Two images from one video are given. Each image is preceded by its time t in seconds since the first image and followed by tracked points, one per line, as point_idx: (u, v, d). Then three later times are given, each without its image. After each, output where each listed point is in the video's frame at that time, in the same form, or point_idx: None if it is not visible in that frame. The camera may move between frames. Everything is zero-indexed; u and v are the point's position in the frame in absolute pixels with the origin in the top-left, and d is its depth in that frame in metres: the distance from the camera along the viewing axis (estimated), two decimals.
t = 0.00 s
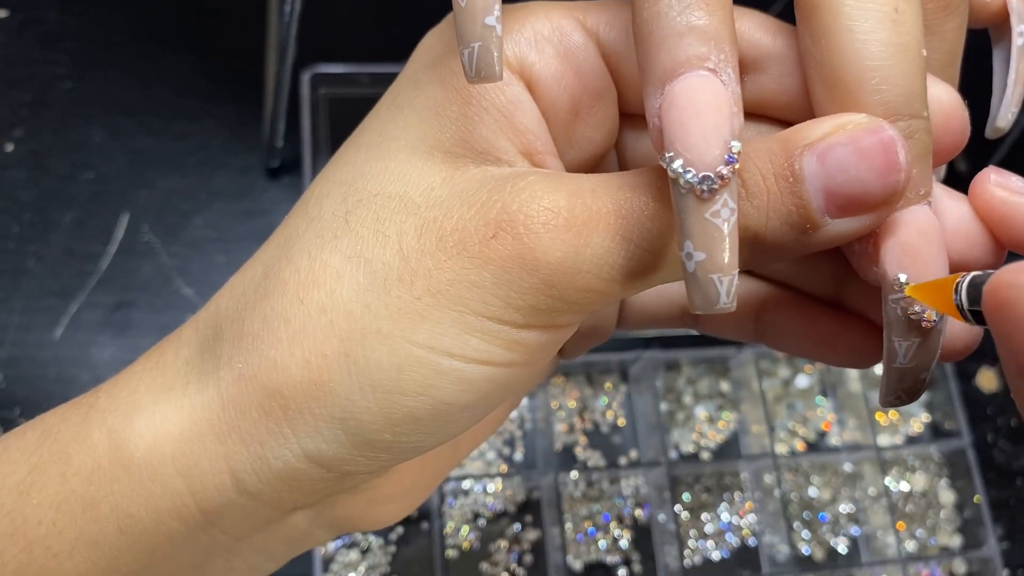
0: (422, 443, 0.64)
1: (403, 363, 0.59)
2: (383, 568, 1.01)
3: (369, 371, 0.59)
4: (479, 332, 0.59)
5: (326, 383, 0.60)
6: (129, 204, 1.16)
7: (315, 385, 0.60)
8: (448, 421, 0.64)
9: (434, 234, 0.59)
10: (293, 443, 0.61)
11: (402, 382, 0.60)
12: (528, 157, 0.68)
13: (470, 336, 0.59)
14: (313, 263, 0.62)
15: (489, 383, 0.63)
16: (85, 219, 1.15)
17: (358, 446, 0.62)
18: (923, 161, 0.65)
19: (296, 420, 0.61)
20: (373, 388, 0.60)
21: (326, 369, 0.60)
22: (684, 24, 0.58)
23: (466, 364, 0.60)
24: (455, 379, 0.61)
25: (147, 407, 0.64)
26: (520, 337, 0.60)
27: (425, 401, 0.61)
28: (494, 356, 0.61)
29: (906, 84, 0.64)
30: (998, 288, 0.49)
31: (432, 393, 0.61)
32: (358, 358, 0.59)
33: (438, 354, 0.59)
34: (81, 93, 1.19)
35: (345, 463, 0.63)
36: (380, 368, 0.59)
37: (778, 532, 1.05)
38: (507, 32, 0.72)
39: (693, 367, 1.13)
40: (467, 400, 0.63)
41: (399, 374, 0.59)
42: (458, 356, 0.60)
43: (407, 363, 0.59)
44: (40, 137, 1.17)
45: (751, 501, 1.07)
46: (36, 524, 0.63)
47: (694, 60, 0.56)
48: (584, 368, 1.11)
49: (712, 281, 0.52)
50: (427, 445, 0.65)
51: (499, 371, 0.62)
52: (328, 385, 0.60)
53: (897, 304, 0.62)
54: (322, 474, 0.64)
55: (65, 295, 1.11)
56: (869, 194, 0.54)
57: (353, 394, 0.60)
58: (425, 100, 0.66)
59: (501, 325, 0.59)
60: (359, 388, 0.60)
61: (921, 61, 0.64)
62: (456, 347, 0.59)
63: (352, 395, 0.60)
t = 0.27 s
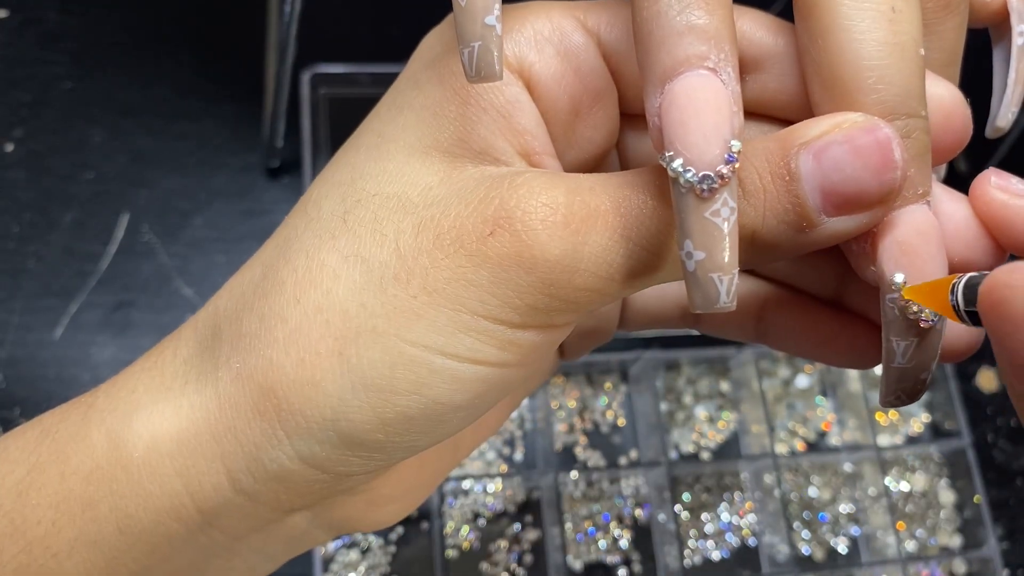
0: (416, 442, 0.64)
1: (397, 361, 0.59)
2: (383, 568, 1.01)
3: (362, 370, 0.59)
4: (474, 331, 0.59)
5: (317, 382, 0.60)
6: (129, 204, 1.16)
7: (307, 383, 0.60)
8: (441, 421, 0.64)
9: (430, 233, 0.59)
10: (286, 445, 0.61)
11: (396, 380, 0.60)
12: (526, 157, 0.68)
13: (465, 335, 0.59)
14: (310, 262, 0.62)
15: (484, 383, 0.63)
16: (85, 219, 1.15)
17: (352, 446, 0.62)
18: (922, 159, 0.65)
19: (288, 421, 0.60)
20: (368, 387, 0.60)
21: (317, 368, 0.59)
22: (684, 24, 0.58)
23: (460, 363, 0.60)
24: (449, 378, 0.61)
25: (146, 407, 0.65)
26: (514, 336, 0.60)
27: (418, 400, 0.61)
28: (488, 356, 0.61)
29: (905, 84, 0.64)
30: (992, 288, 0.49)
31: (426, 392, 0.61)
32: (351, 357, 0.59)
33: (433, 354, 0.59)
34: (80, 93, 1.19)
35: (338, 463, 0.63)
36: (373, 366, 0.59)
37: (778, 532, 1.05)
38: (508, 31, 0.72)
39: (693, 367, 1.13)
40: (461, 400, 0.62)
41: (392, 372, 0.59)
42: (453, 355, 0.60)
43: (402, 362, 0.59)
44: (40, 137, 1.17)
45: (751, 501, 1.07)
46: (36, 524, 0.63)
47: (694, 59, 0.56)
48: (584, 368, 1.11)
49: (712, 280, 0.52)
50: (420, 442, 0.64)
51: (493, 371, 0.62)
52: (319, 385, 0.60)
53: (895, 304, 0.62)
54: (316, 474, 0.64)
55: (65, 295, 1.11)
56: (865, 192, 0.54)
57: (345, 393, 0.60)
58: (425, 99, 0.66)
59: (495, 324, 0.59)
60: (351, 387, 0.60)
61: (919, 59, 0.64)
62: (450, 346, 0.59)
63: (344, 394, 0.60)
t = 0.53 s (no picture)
0: (416, 442, 0.64)
1: (397, 361, 0.59)
2: (383, 568, 1.01)
3: (362, 370, 0.59)
4: (473, 331, 0.59)
5: (317, 382, 0.60)
6: (129, 204, 1.16)
7: (305, 383, 0.60)
8: (440, 421, 0.64)
9: (430, 233, 0.59)
10: (287, 445, 0.61)
11: (395, 380, 0.60)
12: (525, 157, 0.68)
13: (464, 336, 0.59)
14: (309, 262, 0.62)
15: (483, 383, 0.63)
16: (85, 219, 1.15)
17: (352, 446, 0.62)
18: (922, 159, 0.65)
19: (288, 421, 0.60)
20: (367, 388, 0.60)
21: (317, 368, 0.59)
22: (684, 24, 0.58)
23: (459, 363, 0.60)
24: (449, 378, 0.61)
25: (145, 407, 0.65)
26: (514, 336, 0.60)
27: (418, 400, 0.61)
28: (487, 356, 0.61)
29: (905, 84, 0.64)
30: (999, 273, 0.48)
31: (425, 392, 0.61)
32: (351, 357, 0.59)
33: (432, 354, 0.59)
34: (80, 93, 1.19)
35: (338, 463, 0.63)
36: (373, 366, 0.59)
37: (778, 532, 1.05)
38: (508, 31, 0.72)
39: (693, 367, 1.13)
40: (461, 400, 0.62)
41: (391, 372, 0.59)
42: (452, 355, 0.60)
43: (401, 362, 0.59)
44: (40, 137, 1.16)
45: (751, 501, 1.07)
46: (35, 524, 0.63)
47: (694, 60, 0.56)
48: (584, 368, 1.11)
49: (712, 281, 0.52)
50: (421, 444, 0.65)
51: (493, 371, 0.62)
52: (318, 384, 0.60)
53: (894, 304, 0.62)
54: (315, 475, 0.64)
55: (65, 295, 1.11)
56: (866, 191, 0.54)
57: (345, 394, 0.60)
58: (425, 100, 0.66)
59: (494, 324, 0.59)
60: (351, 388, 0.60)
61: (918, 58, 0.64)
62: (450, 346, 0.59)
63: (344, 395, 0.60)
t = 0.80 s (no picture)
0: (415, 442, 0.64)
1: (396, 361, 0.59)
2: (383, 568, 1.01)
3: (361, 370, 0.59)
4: (473, 331, 0.59)
5: (317, 383, 0.60)
6: (129, 204, 1.16)
7: (305, 384, 0.60)
8: (439, 421, 0.63)
9: (430, 233, 0.59)
10: (287, 445, 0.61)
11: (395, 380, 0.60)
12: (526, 157, 0.68)
13: (464, 335, 0.59)
14: (309, 262, 0.62)
15: (482, 383, 0.63)
16: (86, 219, 1.15)
17: (351, 446, 0.62)
18: (922, 158, 0.65)
19: (287, 421, 0.61)
20: (366, 388, 0.60)
21: (316, 368, 0.59)
22: (684, 24, 0.58)
23: (459, 363, 0.60)
24: (448, 378, 0.61)
25: (145, 407, 0.65)
26: (513, 336, 0.60)
27: (417, 400, 0.61)
28: (487, 356, 0.61)
29: (903, 83, 0.64)
30: (992, 282, 0.47)
31: (425, 392, 0.61)
32: (350, 357, 0.59)
33: (431, 353, 0.59)
34: (80, 93, 1.19)
35: (338, 463, 0.63)
36: (372, 366, 0.59)
37: (778, 532, 1.05)
38: (508, 31, 0.72)
39: (693, 367, 1.13)
40: (460, 399, 0.62)
41: (391, 372, 0.59)
42: (452, 355, 0.60)
43: (400, 361, 0.59)
44: (40, 137, 1.17)
45: (751, 501, 1.07)
46: (35, 524, 0.63)
47: (693, 59, 0.56)
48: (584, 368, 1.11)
49: (712, 281, 0.52)
50: (421, 444, 0.65)
51: (492, 371, 0.62)
52: (318, 385, 0.60)
53: (893, 304, 0.62)
54: (315, 475, 0.64)
55: (65, 295, 1.11)
56: (865, 190, 0.54)
57: (344, 394, 0.60)
58: (425, 100, 0.66)
59: (494, 324, 0.59)
60: (350, 388, 0.60)
61: (918, 58, 0.64)
62: (449, 346, 0.59)
63: (344, 395, 0.60)
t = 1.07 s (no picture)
0: (415, 443, 0.64)
1: (396, 361, 0.59)
2: (383, 568, 1.01)
3: (361, 370, 0.59)
4: (473, 331, 0.59)
5: (317, 383, 0.60)
6: (129, 204, 1.16)
7: (304, 384, 0.60)
8: (440, 422, 0.63)
9: (430, 233, 0.58)
10: (287, 446, 0.61)
11: (395, 380, 0.60)
12: (526, 158, 0.68)
13: (464, 336, 0.59)
14: (308, 262, 0.62)
15: (482, 383, 0.62)
16: (85, 219, 1.14)
17: (351, 447, 0.62)
18: (921, 158, 0.65)
19: (287, 421, 0.60)
20: (366, 388, 0.60)
21: (316, 368, 0.59)
22: (684, 22, 0.58)
23: (459, 364, 0.60)
24: (448, 379, 0.61)
25: (146, 408, 0.65)
26: (513, 336, 0.60)
27: (417, 401, 0.61)
28: (487, 356, 0.61)
29: (904, 83, 0.64)
30: (991, 277, 0.47)
31: (425, 393, 0.61)
32: (350, 357, 0.59)
33: (431, 354, 0.59)
34: (80, 93, 1.19)
35: (338, 464, 0.63)
36: (372, 367, 0.59)
37: (778, 532, 1.05)
38: (509, 32, 0.72)
39: (693, 367, 1.13)
40: (461, 400, 0.62)
41: (391, 372, 0.59)
42: (452, 356, 0.60)
43: (400, 361, 0.59)
44: (40, 137, 1.16)
45: (751, 501, 1.07)
46: (36, 525, 0.63)
47: (694, 58, 0.56)
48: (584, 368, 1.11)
49: (712, 279, 0.52)
50: (421, 445, 0.65)
51: (492, 371, 0.62)
52: (317, 384, 0.60)
53: (893, 304, 0.62)
54: (316, 476, 0.64)
55: (65, 295, 1.11)
56: (866, 190, 0.54)
57: (344, 394, 0.60)
58: (426, 100, 0.66)
59: (495, 324, 0.59)
60: (350, 388, 0.60)
61: (918, 58, 0.64)
62: (449, 347, 0.59)
63: (343, 395, 0.60)
